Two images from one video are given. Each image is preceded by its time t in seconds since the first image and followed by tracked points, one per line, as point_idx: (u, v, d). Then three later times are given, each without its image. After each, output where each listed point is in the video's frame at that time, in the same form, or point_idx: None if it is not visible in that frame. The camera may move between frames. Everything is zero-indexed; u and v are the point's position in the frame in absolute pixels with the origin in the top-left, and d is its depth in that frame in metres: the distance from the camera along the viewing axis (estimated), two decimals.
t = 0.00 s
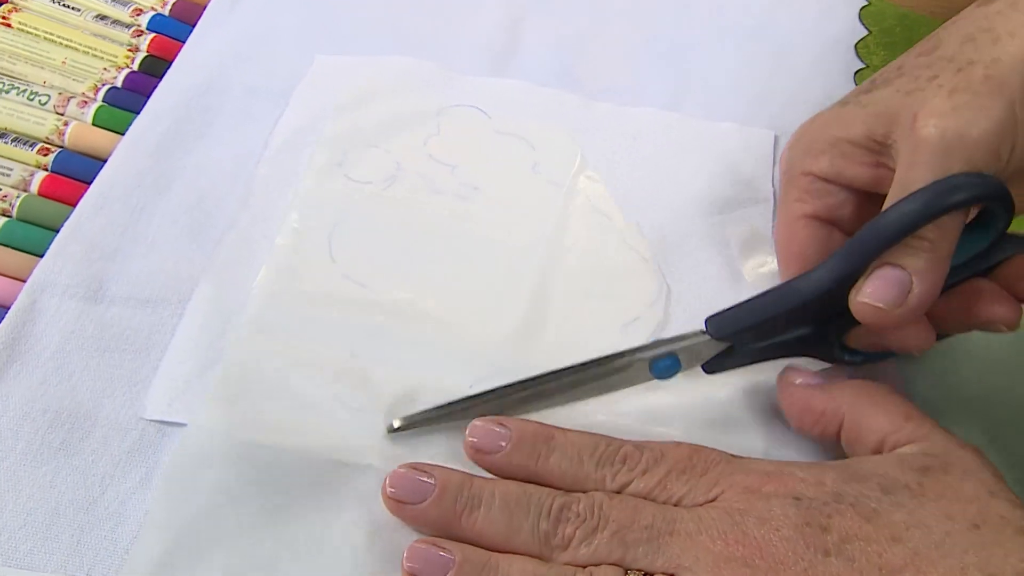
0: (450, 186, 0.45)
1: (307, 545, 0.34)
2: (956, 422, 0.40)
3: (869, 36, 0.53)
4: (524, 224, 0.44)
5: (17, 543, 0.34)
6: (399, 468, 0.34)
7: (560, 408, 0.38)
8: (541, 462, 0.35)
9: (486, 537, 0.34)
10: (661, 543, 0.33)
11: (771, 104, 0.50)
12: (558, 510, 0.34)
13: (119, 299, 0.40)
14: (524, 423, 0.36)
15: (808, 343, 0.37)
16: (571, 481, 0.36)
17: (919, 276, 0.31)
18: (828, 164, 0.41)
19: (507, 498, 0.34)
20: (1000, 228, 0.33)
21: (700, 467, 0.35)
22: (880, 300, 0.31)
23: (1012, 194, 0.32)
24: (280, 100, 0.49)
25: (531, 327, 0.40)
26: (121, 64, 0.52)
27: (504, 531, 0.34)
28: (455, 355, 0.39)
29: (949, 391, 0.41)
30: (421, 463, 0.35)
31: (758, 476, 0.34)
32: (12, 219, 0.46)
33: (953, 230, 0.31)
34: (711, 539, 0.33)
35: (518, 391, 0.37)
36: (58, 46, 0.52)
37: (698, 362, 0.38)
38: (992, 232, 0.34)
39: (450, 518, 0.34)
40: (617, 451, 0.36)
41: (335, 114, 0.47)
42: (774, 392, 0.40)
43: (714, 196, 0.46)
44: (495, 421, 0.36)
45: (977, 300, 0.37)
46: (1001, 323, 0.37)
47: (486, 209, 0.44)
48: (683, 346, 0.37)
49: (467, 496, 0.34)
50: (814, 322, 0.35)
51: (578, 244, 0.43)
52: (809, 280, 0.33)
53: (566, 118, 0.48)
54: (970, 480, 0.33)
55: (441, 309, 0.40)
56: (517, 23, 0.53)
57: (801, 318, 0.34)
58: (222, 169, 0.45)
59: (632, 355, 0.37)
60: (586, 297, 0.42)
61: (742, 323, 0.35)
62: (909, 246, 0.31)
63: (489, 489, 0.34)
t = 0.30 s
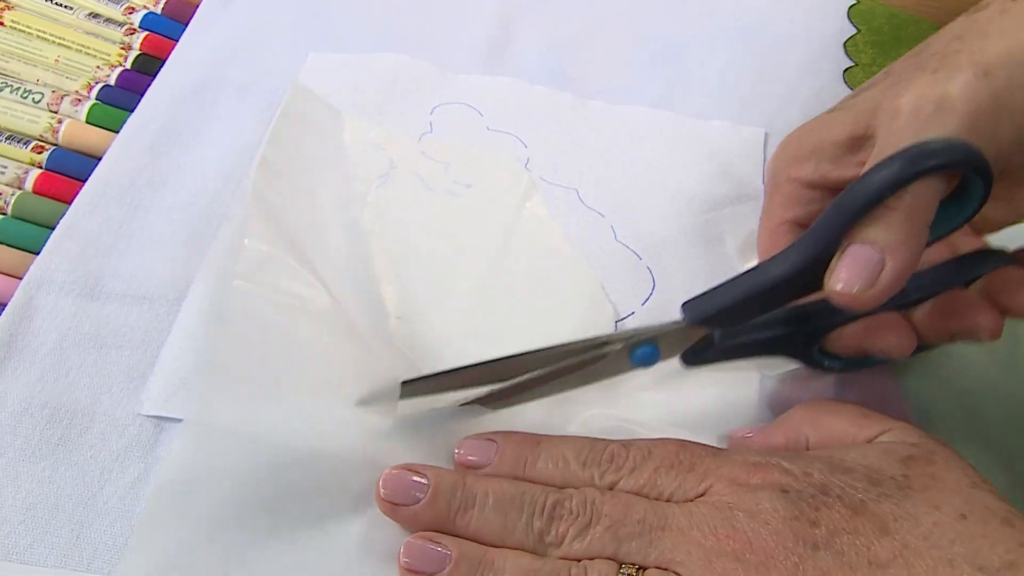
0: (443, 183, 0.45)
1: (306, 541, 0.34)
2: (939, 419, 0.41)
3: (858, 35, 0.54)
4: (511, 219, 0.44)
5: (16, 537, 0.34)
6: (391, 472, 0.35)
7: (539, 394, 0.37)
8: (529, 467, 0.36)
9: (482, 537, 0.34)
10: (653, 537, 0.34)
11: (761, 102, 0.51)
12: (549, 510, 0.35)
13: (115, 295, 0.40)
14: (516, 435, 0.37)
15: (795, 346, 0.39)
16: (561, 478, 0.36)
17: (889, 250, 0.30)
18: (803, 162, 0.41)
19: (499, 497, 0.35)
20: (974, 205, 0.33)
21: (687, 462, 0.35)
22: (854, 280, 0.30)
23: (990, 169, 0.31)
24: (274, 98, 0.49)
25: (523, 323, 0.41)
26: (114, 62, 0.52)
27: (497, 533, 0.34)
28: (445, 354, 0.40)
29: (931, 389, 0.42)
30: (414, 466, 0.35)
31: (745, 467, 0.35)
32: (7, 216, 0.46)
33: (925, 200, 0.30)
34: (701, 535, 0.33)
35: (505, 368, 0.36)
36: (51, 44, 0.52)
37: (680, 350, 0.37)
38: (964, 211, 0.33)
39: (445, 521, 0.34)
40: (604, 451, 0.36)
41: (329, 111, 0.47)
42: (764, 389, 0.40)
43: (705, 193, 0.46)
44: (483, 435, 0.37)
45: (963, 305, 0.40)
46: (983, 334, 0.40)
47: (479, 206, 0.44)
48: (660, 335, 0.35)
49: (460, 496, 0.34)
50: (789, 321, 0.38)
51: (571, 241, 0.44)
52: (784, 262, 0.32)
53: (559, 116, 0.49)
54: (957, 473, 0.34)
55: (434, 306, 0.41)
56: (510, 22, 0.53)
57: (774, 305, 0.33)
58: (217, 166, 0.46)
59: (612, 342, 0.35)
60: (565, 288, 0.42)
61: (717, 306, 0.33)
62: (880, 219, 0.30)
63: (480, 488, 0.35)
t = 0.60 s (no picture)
0: (452, 185, 0.45)
1: (320, 536, 0.34)
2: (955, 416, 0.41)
3: (864, 34, 0.54)
4: (520, 220, 0.44)
5: (34, 537, 0.34)
6: (406, 474, 0.35)
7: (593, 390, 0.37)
8: (541, 471, 0.36)
9: (498, 538, 0.35)
10: (667, 536, 0.34)
11: (767, 101, 0.51)
12: (563, 512, 0.35)
13: (129, 298, 0.41)
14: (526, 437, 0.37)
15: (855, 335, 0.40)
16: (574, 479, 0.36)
17: (956, 228, 0.29)
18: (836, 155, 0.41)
19: (514, 498, 0.35)
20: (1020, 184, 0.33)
21: (701, 462, 0.36)
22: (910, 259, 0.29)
23: None
24: (283, 101, 0.49)
25: (532, 322, 0.41)
26: (124, 67, 0.52)
27: (512, 534, 0.35)
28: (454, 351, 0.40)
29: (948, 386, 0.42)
30: (428, 466, 0.35)
31: (756, 466, 0.35)
32: (20, 220, 0.46)
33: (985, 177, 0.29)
34: (715, 530, 0.33)
35: (531, 374, 0.36)
36: (61, 49, 0.52)
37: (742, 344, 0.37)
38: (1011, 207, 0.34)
39: (459, 522, 0.35)
40: (617, 454, 0.36)
41: (340, 113, 0.47)
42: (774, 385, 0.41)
43: (713, 193, 0.46)
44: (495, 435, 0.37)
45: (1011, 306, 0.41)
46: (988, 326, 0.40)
47: (487, 207, 0.45)
48: (724, 329, 0.35)
49: (475, 499, 0.35)
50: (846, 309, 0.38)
51: (579, 240, 0.44)
52: (845, 250, 0.31)
53: (567, 116, 0.49)
54: (969, 465, 0.33)
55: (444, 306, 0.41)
56: (515, 25, 0.54)
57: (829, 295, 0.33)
58: (227, 169, 0.46)
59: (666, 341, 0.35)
60: (569, 289, 0.42)
61: (766, 300, 0.34)
62: (943, 202, 0.29)
63: (495, 491, 0.35)
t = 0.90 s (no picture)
0: (452, 187, 0.45)
1: (322, 540, 0.34)
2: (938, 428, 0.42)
3: (862, 34, 0.54)
4: (521, 225, 0.44)
5: (36, 541, 0.34)
6: (408, 490, 0.34)
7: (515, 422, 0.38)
8: (544, 477, 0.36)
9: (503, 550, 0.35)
10: (668, 546, 0.34)
11: (766, 103, 0.51)
12: (569, 522, 0.35)
13: (129, 301, 0.41)
14: (528, 437, 0.36)
15: (766, 405, 0.38)
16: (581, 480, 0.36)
17: (867, 302, 0.30)
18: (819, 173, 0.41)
19: (517, 512, 0.35)
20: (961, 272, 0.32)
21: (705, 461, 0.36)
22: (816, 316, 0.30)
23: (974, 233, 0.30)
24: (282, 103, 0.49)
25: (533, 324, 0.41)
26: (122, 70, 0.52)
27: (518, 546, 0.35)
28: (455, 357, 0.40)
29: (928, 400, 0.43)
30: (428, 482, 0.35)
31: (763, 463, 0.35)
32: (20, 225, 0.46)
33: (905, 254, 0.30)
34: (717, 540, 0.34)
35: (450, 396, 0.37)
36: (60, 53, 0.52)
37: (647, 396, 0.37)
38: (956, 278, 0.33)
39: (465, 535, 0.35)
40: (618, 455, 0.36)
41: (340, 115, 0.47)
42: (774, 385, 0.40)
43: (713, 194, 0.46)
44: (494, 439, 0.36)
45: (946, 367, 0.36)
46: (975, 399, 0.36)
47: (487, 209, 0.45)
48: (626, 373, 0.36)
49: (478, 515, 0.35)
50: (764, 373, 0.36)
51: (579, 242, 0.44)
52: (766, 309, 0.32)
53: (566, 117, 0.49)
54: (974, 469, 0.34)
55: (445, 309, 0.41)
56: (514, 27, 0.54)
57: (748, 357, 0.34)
58: (227, 172, 0.46)
59: (575, 376, 0.36)
60: (571, 295, 0.42)
61: (685, 354, 0.35)
62: (861, 274, 0.30)
63: (497, 504, 0.35)
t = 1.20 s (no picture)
0: (454, 186, 0.45)
1: (326, 540, 0.34)
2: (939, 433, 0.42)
3: (865, 36, 0.54)
4: (524, 224, 0.44)
5: (41, 539, 0.34)
6: (412, 494, 0.34)
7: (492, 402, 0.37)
8: (548, 477, 0.36)
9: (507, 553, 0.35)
10: (671, 550, 0.34)
11: (767, 104, 0.51)
12: (571, 525, 0.35)
13: (133, 300, 0.41)
14: (531, 436, 0.36)
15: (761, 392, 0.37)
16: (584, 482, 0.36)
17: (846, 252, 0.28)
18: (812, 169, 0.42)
19: (521, 515, 0.35)
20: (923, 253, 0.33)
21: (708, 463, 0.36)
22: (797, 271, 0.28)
23: (963, 184, 0.30)
24: (285, 103, 0.49)
25: (536, 324, 0.41)
26: (127, 69, 0.52)
27: (522, 550, 0.35)
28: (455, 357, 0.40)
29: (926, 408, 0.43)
30: (431, 485, 0.35)
31: (764, 465, 0.35)
32: (24, 223, 0.46)
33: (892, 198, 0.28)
34: (719, 546, 0.34)
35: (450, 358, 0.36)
36: (63, 51, 0.53)
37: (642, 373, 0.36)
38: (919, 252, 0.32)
39: (469, 538, 0.35)
40: (621, 456, 0.36)
41: (343, 115, 0.47)
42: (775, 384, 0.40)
43: (716, 195, 0.46)
44: (496, 438, 0.36)
45: (949, 369, 0.36)
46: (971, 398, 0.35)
47: (491, 209, 0.45)
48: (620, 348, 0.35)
49: (483, 518, 0.35)
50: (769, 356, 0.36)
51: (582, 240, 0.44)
52: (733, 280, 0.30)
53: (568, 118, 0.49)
54: (977, 473, 0.34)
55: (447, 309, 0.41)
56: (516, 27, 0.54)
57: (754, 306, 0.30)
58: (231, 172, 0.46)
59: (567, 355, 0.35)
60: (574, 295, 0.42)
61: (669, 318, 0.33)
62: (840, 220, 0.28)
63: (502, 507, 0.35)
